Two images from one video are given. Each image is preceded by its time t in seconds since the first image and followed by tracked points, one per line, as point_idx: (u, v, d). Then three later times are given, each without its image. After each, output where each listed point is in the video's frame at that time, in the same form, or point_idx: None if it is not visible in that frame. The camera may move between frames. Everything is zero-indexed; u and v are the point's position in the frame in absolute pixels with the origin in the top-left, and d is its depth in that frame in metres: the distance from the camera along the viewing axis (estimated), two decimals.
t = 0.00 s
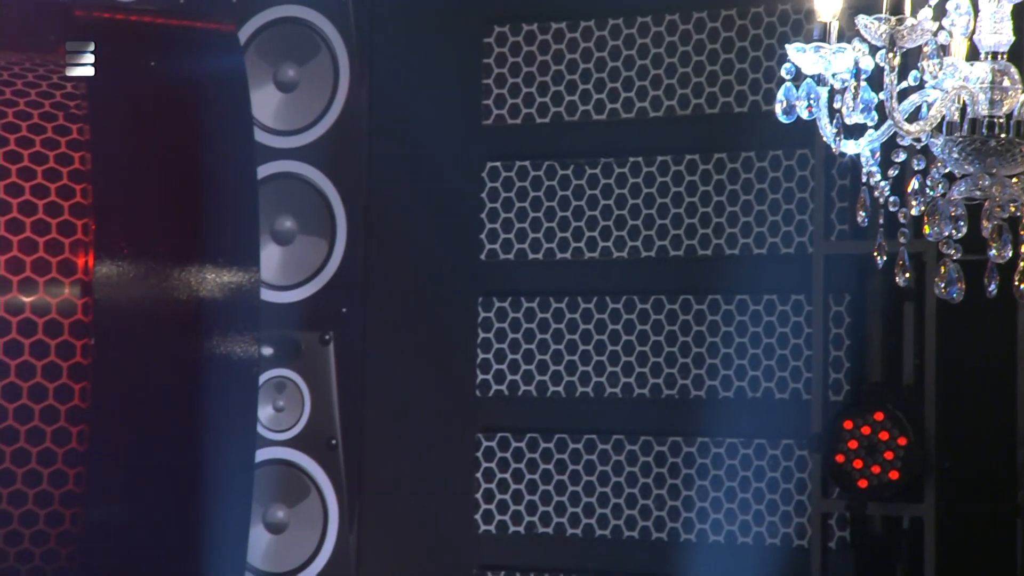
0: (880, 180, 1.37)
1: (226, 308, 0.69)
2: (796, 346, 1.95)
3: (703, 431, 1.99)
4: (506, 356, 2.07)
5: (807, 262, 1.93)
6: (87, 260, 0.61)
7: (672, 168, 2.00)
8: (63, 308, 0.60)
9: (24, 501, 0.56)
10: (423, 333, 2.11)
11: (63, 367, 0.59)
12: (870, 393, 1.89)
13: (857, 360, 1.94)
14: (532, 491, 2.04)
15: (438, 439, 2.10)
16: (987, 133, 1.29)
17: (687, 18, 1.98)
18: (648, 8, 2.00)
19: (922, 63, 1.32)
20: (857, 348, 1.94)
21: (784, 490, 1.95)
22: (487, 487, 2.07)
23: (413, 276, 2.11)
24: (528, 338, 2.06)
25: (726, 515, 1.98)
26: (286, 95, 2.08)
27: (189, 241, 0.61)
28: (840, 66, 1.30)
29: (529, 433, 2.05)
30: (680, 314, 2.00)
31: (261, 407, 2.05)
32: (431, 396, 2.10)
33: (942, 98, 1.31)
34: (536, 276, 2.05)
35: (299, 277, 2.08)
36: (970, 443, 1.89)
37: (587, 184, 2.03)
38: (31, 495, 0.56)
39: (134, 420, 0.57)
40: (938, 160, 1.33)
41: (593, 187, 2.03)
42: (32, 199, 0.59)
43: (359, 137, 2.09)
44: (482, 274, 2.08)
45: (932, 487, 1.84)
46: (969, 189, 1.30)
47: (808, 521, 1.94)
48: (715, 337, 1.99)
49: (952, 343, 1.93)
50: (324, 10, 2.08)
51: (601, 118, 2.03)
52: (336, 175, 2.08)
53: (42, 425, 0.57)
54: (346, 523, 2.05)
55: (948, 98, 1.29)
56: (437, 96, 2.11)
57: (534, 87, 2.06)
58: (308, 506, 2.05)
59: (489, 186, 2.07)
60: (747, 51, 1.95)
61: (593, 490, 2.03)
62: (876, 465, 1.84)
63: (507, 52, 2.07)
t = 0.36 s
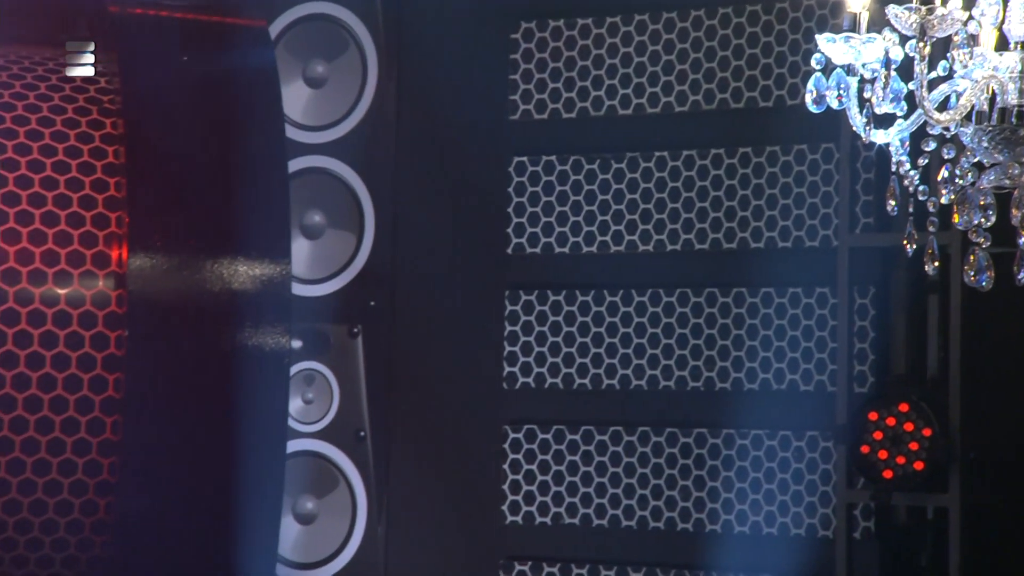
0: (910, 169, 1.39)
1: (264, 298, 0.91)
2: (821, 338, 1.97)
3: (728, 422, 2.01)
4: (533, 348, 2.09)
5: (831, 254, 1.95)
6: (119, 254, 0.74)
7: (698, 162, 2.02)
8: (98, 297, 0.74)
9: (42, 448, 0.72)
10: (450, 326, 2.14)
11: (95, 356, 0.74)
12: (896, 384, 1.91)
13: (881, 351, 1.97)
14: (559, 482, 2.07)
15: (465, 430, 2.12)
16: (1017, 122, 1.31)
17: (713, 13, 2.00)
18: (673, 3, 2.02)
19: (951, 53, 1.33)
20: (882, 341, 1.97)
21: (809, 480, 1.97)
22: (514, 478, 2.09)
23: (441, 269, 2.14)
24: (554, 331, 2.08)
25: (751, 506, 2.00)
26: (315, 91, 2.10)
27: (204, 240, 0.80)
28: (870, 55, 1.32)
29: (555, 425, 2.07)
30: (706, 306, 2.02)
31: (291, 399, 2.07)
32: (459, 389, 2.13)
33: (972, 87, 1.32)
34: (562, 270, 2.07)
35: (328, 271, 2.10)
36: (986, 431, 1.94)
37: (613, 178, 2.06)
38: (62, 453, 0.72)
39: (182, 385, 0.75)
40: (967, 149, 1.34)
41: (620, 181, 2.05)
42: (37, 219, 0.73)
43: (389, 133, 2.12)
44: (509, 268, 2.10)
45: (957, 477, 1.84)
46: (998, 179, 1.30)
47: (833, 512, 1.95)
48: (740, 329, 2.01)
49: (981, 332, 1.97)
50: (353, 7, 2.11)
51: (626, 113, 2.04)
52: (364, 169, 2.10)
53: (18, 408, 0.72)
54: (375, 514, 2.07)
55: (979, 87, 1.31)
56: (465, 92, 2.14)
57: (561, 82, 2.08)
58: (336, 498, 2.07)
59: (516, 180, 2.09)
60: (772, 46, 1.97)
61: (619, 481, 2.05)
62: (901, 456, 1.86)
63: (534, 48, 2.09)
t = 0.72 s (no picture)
0: (942, 160, 1.40)
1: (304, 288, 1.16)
2: (848, 331, 1.99)
3: (755, 414, 2.03)
4: (562, 342, 2.12)
5: (858, 248, 1.97)
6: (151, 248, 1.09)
7: (726, 157, 2.04)
8: (136, 290, 1.09)
9: (57, 396, 1.07)
10: (480, 320, 2.16)
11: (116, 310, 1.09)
12: (923, 376, 1.94)
13: (907, 344, 1.97)
14: (588, 473, 2.10)
15: (495, 422, 2.15)
16: None
17: (740, 10, 2.03)
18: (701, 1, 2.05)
19: (984, 44, 1.34)
20: (908, 333, 1.98)
21: (836, 471, 1.99)
22: (543, 469, 2.12)
23: (469, 263, 2.17)
24: (583, 323, 2.11)
25: (779, 497, 2.02)
26: (347, 88, 2.14)
27: (237, 238, 1.10)
28: (903, 47, 1.33)
29: (584, 417, 2.10)
30: (734, 300, 2.05)
31: (324, 391, 2.10)
32: (489, 382, 2.15)
33: (1005, 78, 1.33)
34: (592, 263, 2.10)
35: (360, 265, 2.13)
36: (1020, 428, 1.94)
37: (642, 173, 2.08)
38: (50, 443, 1.07)
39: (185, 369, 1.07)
40: (1001, 139, 1.36)
41: (648, 176, 2.08)
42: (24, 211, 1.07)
43: (420, 129, 2.14)
44: (539, 262, 2.13)
45: (983, 468, 1.86)
46: None
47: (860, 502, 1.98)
48: (767, 322, 2.03)
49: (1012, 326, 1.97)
50: (385, 4, 2.14)
51: (655, 108, 2.07)
52: (395, 165, 2.13)
53: (73, 327, 1.08)
54: (406, 505, 2.10)
55: (1012, 78, 1.32)
56: (495, 89, 2.17)
57: (590, 78, 2.11)
58: (368, 488, 2.10)
59: (545, 175, 2.13)
60: (799, 43, 2.00)
61: (648, 472, 2.08)
62: (928, 447, 1.89)
63: (563, 45, 2.12)
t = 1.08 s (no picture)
0: (975, 150, 1.44)
1: (340, 282, 1.08)
2: (874, 323, 2.03)
3: (783, 405, 2.06)
4: (593, 335, 2.16)
5: (885, 241, 2.00)
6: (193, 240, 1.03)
7: (754, 153, 2.08)
8: (178, 283, 1.02)
9: (28, 382, 0.99)
10: (512, 313, 2.21)
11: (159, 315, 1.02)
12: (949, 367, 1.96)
13: (933, 336, 2.02)
14: (618, 463, 2.14)
15: (527, 413, 2.19)
16: None
17: (768, 8, 2.08)
18: None
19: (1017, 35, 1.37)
20: (934, 324, 2.02)
21: (863, 461, 2.03)
22: (574, 459, 2.15)
23: (500, 258, 2.22)
24: (614, 316, 2.15)
25: (807, 486, 2.06)
26: (382, 86, 2.17)
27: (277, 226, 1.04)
28: (936, 38, 1.37)
29: (615, 408, 2.14)
30: (762, 293, 2.09)
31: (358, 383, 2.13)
32: (521, 374, 2.20)
33: None
34: (623, 256, 2.14)
35: (394, 259, 2.16)
36: None
37: (671, 169, 2.12)
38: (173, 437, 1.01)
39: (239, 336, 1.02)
40: None
41: (677, 171, 2.12)
42: (67, 204, 1.01)
43: (453, 126, 2.19)
44: (570, 255, 2.17)
45: (1010, 456, 1.87)
46: None
47: (887, 491, 2.01)
48: (795, 315, 2.07)
49: None
50: (419, 3, 2.18)
51: (684, 105, 2.12)
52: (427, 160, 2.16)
53: (43, 316, 0.99)
54: (439, 495, 2.14)
55: None
56: (526, 86, 2.22)
57: (620, 76, 2.15)
58: (402, 477, 2.13)
59: (576, 171, 2.18)
60: (827, 40, 2.04)
61: (677, 463, 2.11)
62: (955, 436, 1.91)
63: (594, 43, 2.17)
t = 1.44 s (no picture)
0: (1004, 139, 1.49)
1: (377, 270, 1.54)
2: (899, 315, 2.08)
3: (809, 394, 2.11)
4: (623, 326, 2.22)
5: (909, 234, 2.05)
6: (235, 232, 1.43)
7: (780, 148, 2.14)
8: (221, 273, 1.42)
9: (94, 307, 1.38)
10: (544, 305, 2.25)
11: (194, 290, 1.41)
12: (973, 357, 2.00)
13: (956, 326, 2.06)
14: (647, 452, 2.19)
15: (557, 404, 2.24)
16: None
17: (794, 6, 2.13)
18: None
19: None
20: (958, 315, 2.06)
21: (887, 449, 2.07)
22: (604, 448, 2.22)
23: (532, 252, 2.25)
24: (643, 308, 2.21)
25: (832, 474, 2.10)
26: (416, 83, 2.23)
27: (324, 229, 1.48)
28: (966, 30, 1.41)
29: (644, 398, 2.19)
30: (788, 285, 2.13)
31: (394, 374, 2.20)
32: (553, 364, 2.24)
33: None
34: (652, 250, 2.19)
35: (428, 253, 2.21)
36: None
37: (700, 164, 2.18)
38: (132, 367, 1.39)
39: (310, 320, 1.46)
40: None
41: (705, 166, 2.17)
42: (114, 197, 1.39)
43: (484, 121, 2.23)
44: (600, 249, 2.23)
45: None
46: None
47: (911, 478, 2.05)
48: (821, 306, 2.12)
49: None
50: (452, 3, 2.23)
51: (712, 102, 2.17)
52: (460, 156, 2.22)
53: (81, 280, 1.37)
54: (473, 482, 2.18)
55: None
56: (557, 83, 2.26)
57: (649, 73, 2.22)
58: (436, 465, 2.19)
59: (606, 166, 2.23)
60: (852, 37, 2.09)
61: (705, 451, 2.16)
62: (978, 425, 1.95)
63: (624, 42, 2.23)
